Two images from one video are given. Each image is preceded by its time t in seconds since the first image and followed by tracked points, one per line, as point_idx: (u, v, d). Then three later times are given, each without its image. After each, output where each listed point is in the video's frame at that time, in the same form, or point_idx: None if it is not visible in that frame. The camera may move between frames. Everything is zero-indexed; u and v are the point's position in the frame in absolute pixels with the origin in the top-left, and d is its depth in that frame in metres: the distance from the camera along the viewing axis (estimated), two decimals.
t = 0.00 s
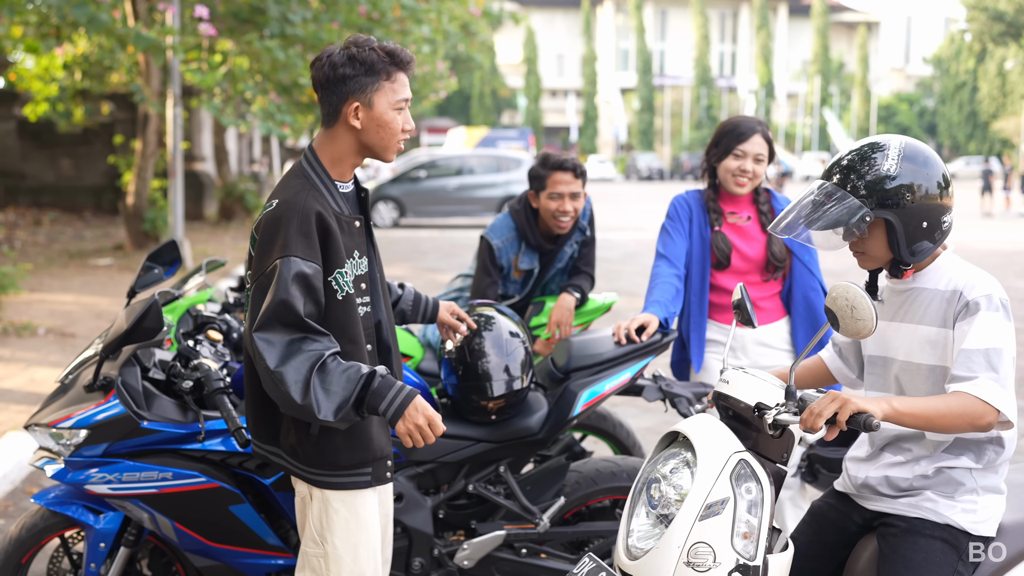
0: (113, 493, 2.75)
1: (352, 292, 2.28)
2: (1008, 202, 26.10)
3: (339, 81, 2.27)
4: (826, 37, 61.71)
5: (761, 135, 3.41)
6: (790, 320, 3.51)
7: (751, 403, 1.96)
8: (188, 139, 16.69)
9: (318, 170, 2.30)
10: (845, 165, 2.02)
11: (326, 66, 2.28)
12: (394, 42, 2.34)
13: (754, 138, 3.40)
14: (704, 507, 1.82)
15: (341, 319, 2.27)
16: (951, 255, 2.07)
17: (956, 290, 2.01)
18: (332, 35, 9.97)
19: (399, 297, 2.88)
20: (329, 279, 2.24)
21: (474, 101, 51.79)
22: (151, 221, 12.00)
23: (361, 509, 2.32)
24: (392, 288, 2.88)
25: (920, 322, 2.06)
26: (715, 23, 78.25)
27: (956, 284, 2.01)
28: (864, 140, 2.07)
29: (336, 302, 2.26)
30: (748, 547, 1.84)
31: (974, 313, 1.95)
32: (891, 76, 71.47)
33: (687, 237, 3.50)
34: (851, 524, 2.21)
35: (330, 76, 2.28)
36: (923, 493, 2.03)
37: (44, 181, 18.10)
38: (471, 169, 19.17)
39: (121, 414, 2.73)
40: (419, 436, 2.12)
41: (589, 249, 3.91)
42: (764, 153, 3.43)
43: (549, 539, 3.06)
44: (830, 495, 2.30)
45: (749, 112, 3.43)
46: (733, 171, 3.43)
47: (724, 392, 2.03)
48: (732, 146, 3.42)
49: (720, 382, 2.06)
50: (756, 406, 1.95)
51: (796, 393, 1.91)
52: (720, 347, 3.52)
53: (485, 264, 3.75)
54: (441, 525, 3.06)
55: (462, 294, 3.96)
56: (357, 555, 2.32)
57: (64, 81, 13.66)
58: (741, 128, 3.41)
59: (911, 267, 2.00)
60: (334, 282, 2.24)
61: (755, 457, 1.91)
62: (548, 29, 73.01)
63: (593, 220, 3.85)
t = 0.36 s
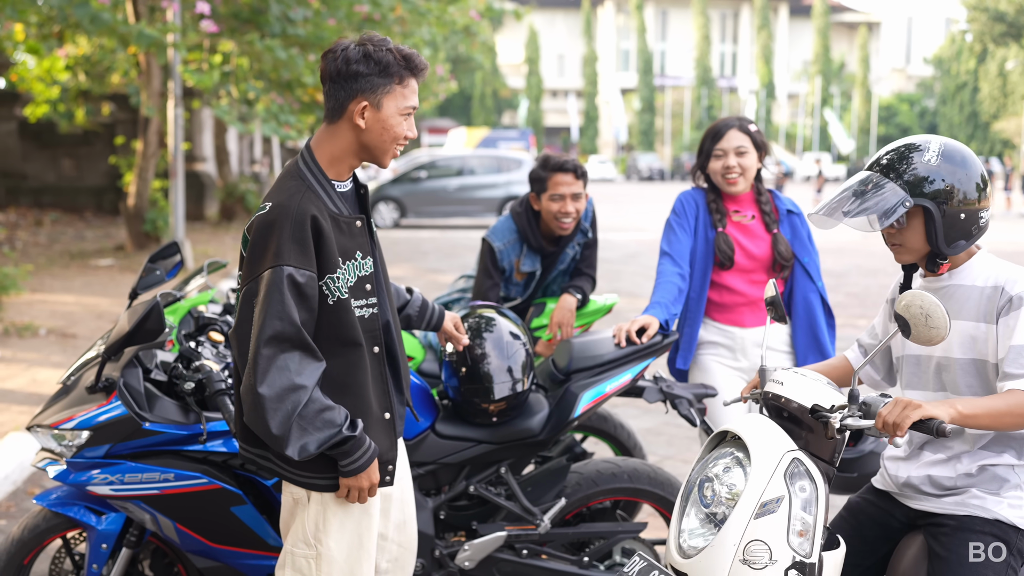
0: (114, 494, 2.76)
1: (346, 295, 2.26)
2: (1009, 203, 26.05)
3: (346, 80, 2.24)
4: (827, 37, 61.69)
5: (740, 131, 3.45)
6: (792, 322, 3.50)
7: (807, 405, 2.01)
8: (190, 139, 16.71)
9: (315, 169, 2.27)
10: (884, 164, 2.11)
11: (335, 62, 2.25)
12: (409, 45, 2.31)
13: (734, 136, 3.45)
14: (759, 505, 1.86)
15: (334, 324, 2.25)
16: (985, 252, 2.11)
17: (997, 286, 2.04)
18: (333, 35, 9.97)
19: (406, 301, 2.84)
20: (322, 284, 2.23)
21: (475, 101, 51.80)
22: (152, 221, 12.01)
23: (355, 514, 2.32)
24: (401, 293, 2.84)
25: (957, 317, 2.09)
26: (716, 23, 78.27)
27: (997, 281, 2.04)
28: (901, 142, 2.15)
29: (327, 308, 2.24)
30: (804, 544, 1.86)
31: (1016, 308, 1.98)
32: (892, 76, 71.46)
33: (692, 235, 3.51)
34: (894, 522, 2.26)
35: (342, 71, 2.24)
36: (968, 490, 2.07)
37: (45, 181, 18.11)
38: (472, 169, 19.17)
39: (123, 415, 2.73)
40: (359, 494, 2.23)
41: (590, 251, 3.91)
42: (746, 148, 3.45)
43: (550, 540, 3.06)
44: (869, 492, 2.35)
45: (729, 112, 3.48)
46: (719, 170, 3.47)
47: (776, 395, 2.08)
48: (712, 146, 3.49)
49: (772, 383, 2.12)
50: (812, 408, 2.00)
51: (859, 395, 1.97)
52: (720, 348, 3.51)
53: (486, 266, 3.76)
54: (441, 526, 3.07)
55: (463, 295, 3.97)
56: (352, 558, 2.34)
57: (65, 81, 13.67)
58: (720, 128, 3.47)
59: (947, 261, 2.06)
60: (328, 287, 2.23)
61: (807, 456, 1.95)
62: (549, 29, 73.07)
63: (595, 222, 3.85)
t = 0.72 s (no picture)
0: (117, 494, 2.76)
1: (365, 297, 2.27)
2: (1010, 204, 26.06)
3: (368, 84, 2.25)
4: (827, 37, 61.67)
5: (739, 131, 3.46)
6: (795, 322, 3.49)
7: (834, 411, 2.03)
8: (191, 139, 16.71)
9: (336, 174, 2.28)
10: (920, 165, 2.15)
11: (359, 68, 2.26)
12: (433, 53, 2.32)
13: (733, 135, 3.46)
14: (779, 508, 1.86)
15: (353, 326, 2.26)
16: (1019, 255, 2.16)
17: None
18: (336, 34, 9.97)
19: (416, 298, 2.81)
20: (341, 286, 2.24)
21: (476, 101, 51.80)
22: (154, 221, 12.02)
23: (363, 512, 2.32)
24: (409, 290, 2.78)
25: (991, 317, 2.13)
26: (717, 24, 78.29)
27: None
28: (934, 142, 2.19)
29: (347, 310, 2.25)
30: (825, 548, 1.87)
31: None
32: (892, 77, 71.43)
33: (692, 242, 3.51)
34: (909, 522, 2.31)
35: (365, 78, 2.25)
36: (987, 492, 2.13)
37: (46, 182, 18.10)
38: (473, 170, 19.18)
39: (126, 415, 2.74)
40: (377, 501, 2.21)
41: (592, 251, 3.91)
42: (746, 146, 3.45)
43: (552, 541, 3.07)
44: (882, 492, 2.40)
45: (726, 115, 3.50)
46: (720, 170, 3.48)
47: (800, 398, 2.10)
48: (710, 147, 3.51)
49: (795, 386, 2.13)
50: (841, 414, 2.02)
51: (894, 404, 1.95)
52: (725, 349, 3.50)
53: (487, 266, 3.76)
54: (444, 526, 3.09)
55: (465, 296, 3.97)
56: (368, 554, 2.34)
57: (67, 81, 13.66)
58: (719, 130, 3.48)
59: (989, 259, 2.12)
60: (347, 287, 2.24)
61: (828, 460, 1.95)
62: (551, 29, 73.10)
63: (596, 222, 3.85)
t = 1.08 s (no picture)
0: (120, 494, 2.77)
1: (401, 287, 2.29)
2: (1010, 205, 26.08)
3: (398, 80, 2.30)
4: (829, 38, 61.66)
5: (739, 132, 3.46)
6: (797, 321, 3.50)
7: (851, 417, 2.02)
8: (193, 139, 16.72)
9: (373, 168, 2.31)
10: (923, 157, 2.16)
11: (390, 66, 2.32)
12: (457, 52, 2.36)
13: (734, 137, 3.46)
14: (785, 510, 1.86)
15: (388, 316, 2.28)
16: (1016, 254, 2.17)
17: None
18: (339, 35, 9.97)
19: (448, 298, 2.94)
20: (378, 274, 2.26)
21: (477, 101, 51.84)
22: (156, 221, 12.03)
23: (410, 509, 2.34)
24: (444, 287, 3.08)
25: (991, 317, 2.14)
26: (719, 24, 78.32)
27: None
28: (936, 139, 2.20)
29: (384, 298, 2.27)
30: (831, 549, 1.86)
31: None
32: (894, 78, 71.44)
33: (695, 243, 3.52)
34: (913, 522, 2.31)
35: (390, 76, 2.31)
36: (988, 492, 2.13)
37: (48, 182, 18.11)
38: (474, 170, 19.20)
39: (129, 415, 2.75)
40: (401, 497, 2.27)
41: (597, 252, 3.91)
42: (746, 147, 3.45)
43: (554, 541, 3.07)
44: (885, 494, 2.41)
45: (725, 116, 3.50)
46: (722, 172, 3.47)
47: (814, 402, 2.08)
48: (711, 149, 3.51)
49: (805, 390, 2.12)
50: (858, 420, 2.02)
51: (917, 414, 1.94)
52: (728, 349, 3.51)
53: (494, 269, 3.78)
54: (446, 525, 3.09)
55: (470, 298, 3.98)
56: (406, 552, 2.35)
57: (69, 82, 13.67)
58: (719, 131, 3.49)
59: (985, 256, 2.12)
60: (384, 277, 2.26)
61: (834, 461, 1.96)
62: (552, 29, 73.16)
63: (602, 223, 3.85)
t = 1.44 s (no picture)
0: (123, 494, 2.77)
1: (434, 268, 2.39)
2: (1013, 206, 26.02)
3: (408, 82, 2.40)
4: (831, 38, 61.56)
5: (741, 132, 3.46)
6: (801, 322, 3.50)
7: (867, 422, 2.01)
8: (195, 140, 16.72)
9: (397, 162, 2.42)
10: (906, 172, 2.16)
11: (401, 67, 2.42)
12: (461, 48, 2.45)
13: (734, 136, 3.46)
14: (790, 511, 1.86)
15: (424, 297, 2.38)
16: (1005, 259, 2.17)
17: None
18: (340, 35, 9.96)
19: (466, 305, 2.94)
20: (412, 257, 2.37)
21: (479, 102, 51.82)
22: (158, 222, 12.04)
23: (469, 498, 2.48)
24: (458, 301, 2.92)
25: (987, 324, 2.15)
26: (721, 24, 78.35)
27: (1018, 287, 2.11)
28: (919, 148, 2.20)
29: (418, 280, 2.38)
30: (837, 551, 1.84)
31: None
32: (896, 78, 71.33)
33: (699, 244, 3.52)
34: (915, 524, 2.31)
35: (402, 78, 2.42)
36: (993, 494, 2.13)
37: (51, 183, 18.13)
38: (477, 171, 19.19)
39: (133, 416, 2.75)
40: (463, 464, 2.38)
41: (599, 253, 3.91)
42: (748, 147, 3.45)
43: (557, 541, 3.08)
44: (887, 496, 2.41)
45: (725, 118, 3.51)
46: (724, 171, 3.48)
47: (824, 406, 2.07)
48: (713, 150, 3.51)
49: (817, 394, 2.10)
50: (870, 425, 2.01)
51: (933, 422, 1.91)
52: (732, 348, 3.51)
53: (494, 269, 3.76)
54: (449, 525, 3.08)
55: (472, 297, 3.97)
56: (471, 543, 2.47)
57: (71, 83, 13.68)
58: (720, 133, 3.49)
59: (977, 268, 2.11)
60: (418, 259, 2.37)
61: (839, 462, 1.95)
62: (554, 30, 73.12)
63: (604, 223, 3.84)
